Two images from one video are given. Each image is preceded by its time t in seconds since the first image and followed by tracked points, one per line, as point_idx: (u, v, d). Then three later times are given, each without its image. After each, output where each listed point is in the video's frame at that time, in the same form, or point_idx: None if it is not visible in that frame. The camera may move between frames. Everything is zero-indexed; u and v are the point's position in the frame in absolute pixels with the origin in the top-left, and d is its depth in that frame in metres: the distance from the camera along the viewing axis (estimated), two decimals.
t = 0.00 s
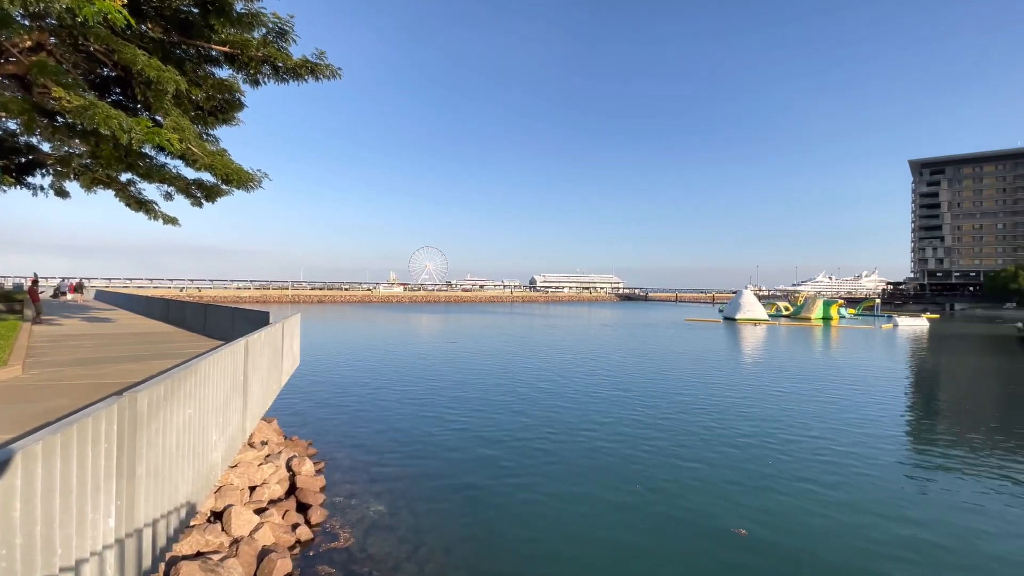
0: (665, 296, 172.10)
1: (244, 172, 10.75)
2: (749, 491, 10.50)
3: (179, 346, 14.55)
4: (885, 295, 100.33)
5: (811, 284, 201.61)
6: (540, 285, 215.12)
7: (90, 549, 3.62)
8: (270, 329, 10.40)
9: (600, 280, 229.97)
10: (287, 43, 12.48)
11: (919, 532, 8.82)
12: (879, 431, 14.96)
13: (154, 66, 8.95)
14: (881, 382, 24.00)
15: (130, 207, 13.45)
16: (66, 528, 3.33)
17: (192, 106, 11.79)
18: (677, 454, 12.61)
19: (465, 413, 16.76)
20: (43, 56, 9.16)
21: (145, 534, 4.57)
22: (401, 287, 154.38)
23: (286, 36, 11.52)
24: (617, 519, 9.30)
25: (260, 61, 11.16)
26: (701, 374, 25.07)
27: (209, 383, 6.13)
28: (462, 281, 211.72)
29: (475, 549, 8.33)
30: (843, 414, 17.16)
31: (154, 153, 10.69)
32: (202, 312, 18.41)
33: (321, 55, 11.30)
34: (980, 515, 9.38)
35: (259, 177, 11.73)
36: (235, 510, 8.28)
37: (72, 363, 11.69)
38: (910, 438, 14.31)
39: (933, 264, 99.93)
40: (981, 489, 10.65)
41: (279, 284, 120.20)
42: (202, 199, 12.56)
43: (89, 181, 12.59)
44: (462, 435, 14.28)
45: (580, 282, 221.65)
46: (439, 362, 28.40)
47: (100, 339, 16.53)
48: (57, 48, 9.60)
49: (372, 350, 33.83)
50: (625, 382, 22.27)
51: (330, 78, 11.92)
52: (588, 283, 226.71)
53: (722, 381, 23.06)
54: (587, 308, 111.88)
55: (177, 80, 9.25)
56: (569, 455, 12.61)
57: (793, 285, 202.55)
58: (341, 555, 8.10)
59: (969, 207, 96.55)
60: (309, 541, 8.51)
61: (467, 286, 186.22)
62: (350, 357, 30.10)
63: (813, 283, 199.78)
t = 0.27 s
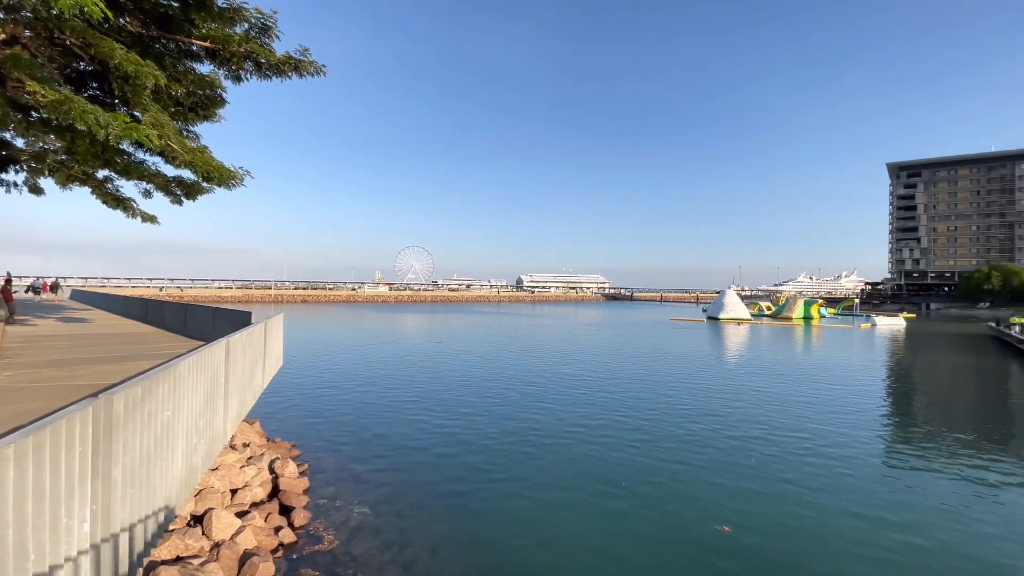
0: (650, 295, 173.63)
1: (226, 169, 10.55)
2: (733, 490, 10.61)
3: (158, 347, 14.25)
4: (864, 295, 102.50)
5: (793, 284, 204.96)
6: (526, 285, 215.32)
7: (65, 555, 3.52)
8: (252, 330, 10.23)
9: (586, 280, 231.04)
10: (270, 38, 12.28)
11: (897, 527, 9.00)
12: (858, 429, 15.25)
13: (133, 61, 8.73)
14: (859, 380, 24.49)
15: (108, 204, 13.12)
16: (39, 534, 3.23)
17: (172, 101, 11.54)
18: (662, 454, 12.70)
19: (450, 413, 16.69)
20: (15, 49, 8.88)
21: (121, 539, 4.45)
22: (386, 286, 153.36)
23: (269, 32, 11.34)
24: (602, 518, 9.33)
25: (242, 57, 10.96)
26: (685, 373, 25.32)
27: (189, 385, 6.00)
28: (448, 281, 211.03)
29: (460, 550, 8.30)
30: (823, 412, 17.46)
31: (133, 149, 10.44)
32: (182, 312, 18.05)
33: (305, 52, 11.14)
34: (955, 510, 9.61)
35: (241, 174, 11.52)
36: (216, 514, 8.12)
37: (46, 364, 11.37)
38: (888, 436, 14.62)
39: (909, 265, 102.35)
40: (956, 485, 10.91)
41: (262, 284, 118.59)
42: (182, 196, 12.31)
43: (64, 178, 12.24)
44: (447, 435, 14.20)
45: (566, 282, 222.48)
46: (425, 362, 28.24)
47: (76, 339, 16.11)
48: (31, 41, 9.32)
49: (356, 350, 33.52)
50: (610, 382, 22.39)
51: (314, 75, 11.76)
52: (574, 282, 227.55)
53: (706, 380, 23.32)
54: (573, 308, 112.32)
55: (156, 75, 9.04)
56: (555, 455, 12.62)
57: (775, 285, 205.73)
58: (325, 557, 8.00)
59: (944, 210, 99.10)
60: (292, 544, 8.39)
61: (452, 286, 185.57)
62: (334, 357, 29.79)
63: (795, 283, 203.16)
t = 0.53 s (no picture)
0: (636, 295, 174.93)
1: (206, 167, 10.36)
2: (716, 489, 10.74)
3: (136, 347, 13.94)
4: (843, 295, 104.69)
5: (775, 284, 208.14)
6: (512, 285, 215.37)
7: (38, 562, 3.43)
8: (234, 330, 10.05)
9: (572, 280, 231.92)
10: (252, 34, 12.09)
11: (874, 525, 9.20)
12: (838, 428, 15.55)
13: (110, 55, 8.52)
14: (839, 379, 24.97)
15: (84, 201, 12.80)
16: (13, 540, 3.16)
17: (151, 97, 11.30)
18: (647, 453, 12.80)
19: (436, 414, 16.61)
20: None
21: (98, 544, 4.34)
22: (371, 286, 152.22)
23: (252, 27, 11.17)
24: (588, 519, 9.39)
25: (224, 52, 10.78)
26: (670, 373, 25.56)
27: (168, 386, 5.89)
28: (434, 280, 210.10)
29: (446, 551, 8.26)
30: (804, 411, 17.77)
31: (110, 145, 10.20)
32: (161, 312, 17.69)
33: (288, 48, 10.99)
34: (932, 508, 9.83)
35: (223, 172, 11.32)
36: (196, 518, 7.99)
37: (18, 366, 11.04)
38: (866, 434, 14.92)
39: (887, 266, 104.67)
40: (934, 482, 11.16)
41: (245, 283, 116.84)
42: (162, 194, 12.05)
43: (39, 175, 11.91)
44: (433, 437, 14.12)
45: (553, 282, 222.99)
46: (411, 363, 28.11)
47: (50, 340, 15.69)
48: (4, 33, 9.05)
49: (341, 350, 33.22)
50: (596, 381, 22.49)
51: (297, 72, 11.61)
52: (560, 282, 228.18)
53: (689, 380, 23.57)
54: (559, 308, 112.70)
55: (135, 70, 8.84)
56: (542, 456, 12.64)
57: (758, 285, 208.75)
58: (308, 560, 7.90)
59: (920, 212, 101.49)
60: (275, 548, 8.27)
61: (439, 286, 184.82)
62: (319, 358, 29.50)
63: (777, 283, 206.37)
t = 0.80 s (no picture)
0: (622, 295, 176.02)
1: (187, 164, 10.17)
2: (701, 487, 10.85)
3: (114, 348, 13.62)
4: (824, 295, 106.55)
5: (758, 284, 210.99)
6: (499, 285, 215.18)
7: (13, 567, 3.35)
8: (215, 330, 9.88)
9: (559, 280, 232.51)
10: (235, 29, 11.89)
11: (854, 522, 9.37)
12: (819, 426, 15.81)
13: (87, 49, 8.31)
14: (820, 378, 25.39)
15: (59, 199, 12.47)
16: None
17: (130, 92, 11.05)
18: (633, 453, 12.87)
19: (422, 415, 16.52)
20: None
21: (74, 550, 4.23)
22: (357, 286, 150.95)
23: (234, 23, 10.99)
24: (574, 518, 9.41)
25: (205, 48, 10.58)
26: (655, 372, 25.76)
27: (146, 388, 5.76)
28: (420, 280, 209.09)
29: (432, 552, 8.21)
30: (787, 410, 18.04)
31: (88, 141, 9.95)
32: (140, 312, 17.31)
33: (272, 44, 10.84)
34: (911, 505, 10.03)
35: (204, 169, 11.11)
36: (177, 522, 7.85)
37: None
38: (847, 433, 15.20)
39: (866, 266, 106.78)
40: (912, 479, 11.41)
41: (227, 283, 115.08)
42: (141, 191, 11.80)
43: (13, 171, 11.58)
44: (419, 437, 14.03)
45: (539, 281, 223.29)
46: (397, 363, 27.92)
47: (23, 341, 15.25)
48: None
49: (326, 351, 32.86)
50: (582, 382, 22.57)
51: (281, 68, 11.46)
52: (546, 282, 228.54)
53: (674, 380, 23.77)
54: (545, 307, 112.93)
55: (113, 65, 8.63)
56: (529, 456, 12.64)
57: (741, 285, 211.49)
58: (292, 563, 7.79)
59: (898, 213, 103.71)
60: (258, 551, 8.15)
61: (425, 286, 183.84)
62: (303, 358, 29.17)
63: (760, 283, 209.30)
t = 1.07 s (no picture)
0: (609, 295, 177.04)
1: (168, 162, 9.98)
2: (686, 485, 10.96)
3: (92, 350, 13.33)
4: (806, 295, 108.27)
5: (742, 284, 213.76)
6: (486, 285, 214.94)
7: None
8: (198, 331, 9.71)
9: (546, 280, 233.01)
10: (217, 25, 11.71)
11: (835, 519, 9.54)
12: (802, 425, 16.06)
13: (65, 44, 8.11)
14: (802, 377, 25.81)
15: (36, 197, 12.16)
16: None
17: (109, 88, 10.82)
18: (619, 453, 12.93)
19: (408, 416, 16.43)
20: None
21: (50, 555, 4.13)
22: (343, 286, 149.76)
23: (217, 19, 10.82)
24: (562, 518, 9.43)
25: (187, 44, 10.40)
26: (641, 372, 25.97)
27: (125, 390, 5.64)
28: (407, 280, 208.06)
29: (419, 555, 8.17)
30: (770, 409, 18.29)
31: (65, 138, 9.71)
32: (119, 312, 16.95)
33: (256, 41, 10.69)
34: (890, 501, 10.24)
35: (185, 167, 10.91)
36: (158, 526, 7.71)
37: None
38: (828, 431, 15.47)
39: (847, 267, 108.80)
40: (890, 477, 11.67)
41: (210, 283, 113.31)
42: (120, 189, 11.56)
43: None
44: (406, 439, 13.95)
45: (527, 281, 223.57)
46: (383, 364, 27.74)
47: None
48: None
49: (311, 352, 32.51)
50: (569, 382, 22.63)
51: (265, 65, 11.30)
52: (534, 282, 228.96)
53: (660, 379, 23.96)
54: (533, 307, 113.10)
55: (92, 60, 8.44)
56: (516, 456, 12.64)
57: (726, 285, 213.97)
58: (276, 567, 7.69)
59: (878, 215, 105.82)
60: (242, 555, 8.02)
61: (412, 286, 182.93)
62: (287, 359, 28.83)
63: (744, 284, 212.05)
